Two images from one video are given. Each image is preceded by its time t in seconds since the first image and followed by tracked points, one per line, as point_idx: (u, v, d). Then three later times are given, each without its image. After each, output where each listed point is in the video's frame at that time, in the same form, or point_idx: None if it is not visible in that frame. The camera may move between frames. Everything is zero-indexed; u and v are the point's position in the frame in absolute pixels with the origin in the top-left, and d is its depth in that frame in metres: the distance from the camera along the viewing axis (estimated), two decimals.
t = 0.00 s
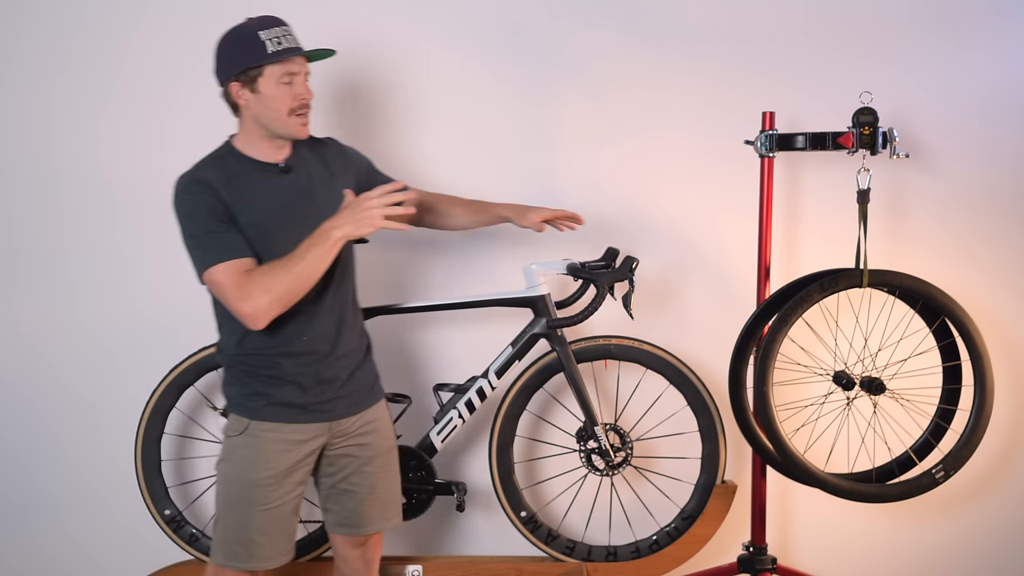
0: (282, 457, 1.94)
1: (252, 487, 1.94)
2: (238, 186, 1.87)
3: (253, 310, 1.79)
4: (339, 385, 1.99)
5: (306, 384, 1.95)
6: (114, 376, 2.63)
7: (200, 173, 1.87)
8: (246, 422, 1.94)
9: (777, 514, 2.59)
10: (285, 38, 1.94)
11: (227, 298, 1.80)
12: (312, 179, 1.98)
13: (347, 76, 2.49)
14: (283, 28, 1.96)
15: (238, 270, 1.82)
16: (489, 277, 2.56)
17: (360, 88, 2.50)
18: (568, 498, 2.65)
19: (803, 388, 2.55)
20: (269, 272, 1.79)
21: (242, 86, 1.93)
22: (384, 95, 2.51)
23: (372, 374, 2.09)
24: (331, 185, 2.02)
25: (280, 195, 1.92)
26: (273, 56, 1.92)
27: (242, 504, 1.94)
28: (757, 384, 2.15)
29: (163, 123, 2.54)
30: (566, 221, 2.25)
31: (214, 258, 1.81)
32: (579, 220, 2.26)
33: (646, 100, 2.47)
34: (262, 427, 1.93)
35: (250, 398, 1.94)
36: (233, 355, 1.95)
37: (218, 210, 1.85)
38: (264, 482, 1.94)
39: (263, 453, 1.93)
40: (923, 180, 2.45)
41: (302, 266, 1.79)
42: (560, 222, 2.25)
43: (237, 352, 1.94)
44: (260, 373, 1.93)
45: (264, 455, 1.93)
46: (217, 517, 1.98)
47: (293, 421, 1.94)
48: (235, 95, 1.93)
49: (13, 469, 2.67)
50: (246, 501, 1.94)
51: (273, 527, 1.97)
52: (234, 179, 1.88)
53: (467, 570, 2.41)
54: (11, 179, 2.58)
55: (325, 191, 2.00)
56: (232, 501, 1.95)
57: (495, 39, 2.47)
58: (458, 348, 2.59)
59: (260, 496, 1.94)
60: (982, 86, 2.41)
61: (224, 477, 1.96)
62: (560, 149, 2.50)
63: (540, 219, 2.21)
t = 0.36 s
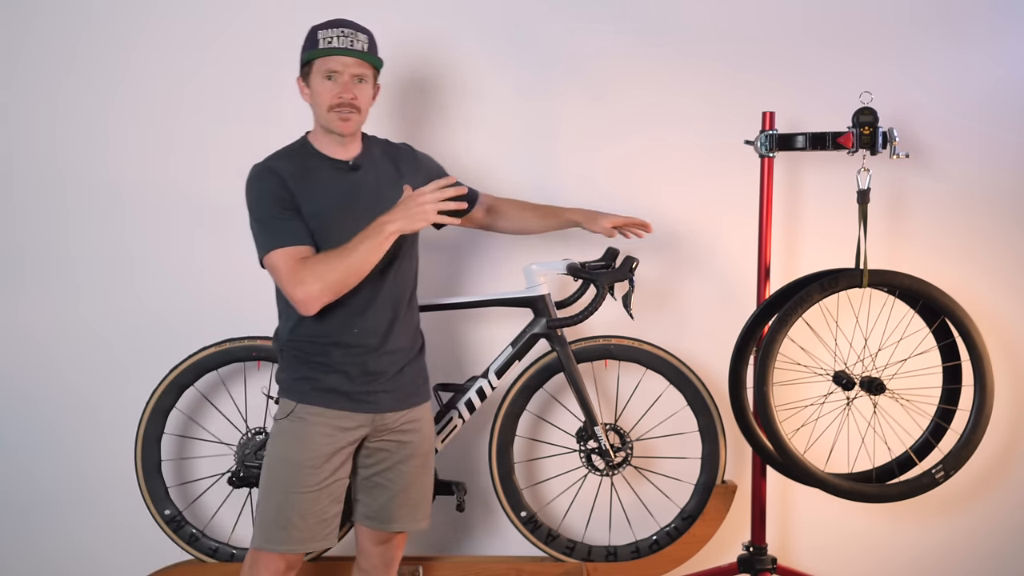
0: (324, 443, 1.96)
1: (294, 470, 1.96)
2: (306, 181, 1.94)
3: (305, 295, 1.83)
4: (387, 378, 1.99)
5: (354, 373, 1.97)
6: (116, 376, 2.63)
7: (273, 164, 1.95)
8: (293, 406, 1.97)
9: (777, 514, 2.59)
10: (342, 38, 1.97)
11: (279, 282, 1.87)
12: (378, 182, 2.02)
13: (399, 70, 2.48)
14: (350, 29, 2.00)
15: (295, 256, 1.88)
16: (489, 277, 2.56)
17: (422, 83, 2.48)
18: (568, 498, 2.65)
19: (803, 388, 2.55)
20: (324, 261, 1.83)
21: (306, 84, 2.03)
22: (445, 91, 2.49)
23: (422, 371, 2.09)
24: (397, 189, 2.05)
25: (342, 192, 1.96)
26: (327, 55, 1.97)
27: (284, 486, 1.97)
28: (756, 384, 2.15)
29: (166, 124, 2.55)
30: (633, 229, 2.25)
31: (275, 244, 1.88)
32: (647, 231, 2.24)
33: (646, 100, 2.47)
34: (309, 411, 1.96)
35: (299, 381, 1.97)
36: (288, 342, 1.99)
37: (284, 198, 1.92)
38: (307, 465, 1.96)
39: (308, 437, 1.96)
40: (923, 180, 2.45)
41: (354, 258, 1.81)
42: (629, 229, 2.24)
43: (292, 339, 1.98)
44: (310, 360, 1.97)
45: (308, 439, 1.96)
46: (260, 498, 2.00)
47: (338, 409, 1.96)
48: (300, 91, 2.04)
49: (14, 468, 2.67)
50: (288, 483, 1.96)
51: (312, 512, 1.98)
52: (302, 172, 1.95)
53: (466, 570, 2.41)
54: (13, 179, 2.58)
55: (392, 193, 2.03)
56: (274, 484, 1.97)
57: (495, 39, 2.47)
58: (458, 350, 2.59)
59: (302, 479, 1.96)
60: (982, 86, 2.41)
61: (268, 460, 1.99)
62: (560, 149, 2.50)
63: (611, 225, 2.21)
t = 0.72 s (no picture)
0: (339, 440, 1.96)
1: (308, 465, 1.97)
2: (335, 181, 1.95)
3: (325, 292, 1.83)
4: (405, 379, 1.99)
5: (373, 372, 1.96)
6: (115, 376, 2.63)
7: (305, 162, 1.96)
8: (311, 401, 1.98)
9: (777, 514, 2.59)
10: (385, 39, 2.00)
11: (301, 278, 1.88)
12: (407, 186, 2.02)
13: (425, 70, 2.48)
14: (393, 32, 2.03)
15: (319, 252, 1.88)
16: (490, 277, 2.56)
17: (457, 87, 2.48)
18: (568, 498, 2.65)
19: (804, 388, 2.55)
20: (347, 259, 1.83)
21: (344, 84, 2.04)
22: (478, 96, 2.49)
23: (442, 373, 2.09)
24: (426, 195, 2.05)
25: (369, 193, 1.96)
26: (369, 55, 1.99)
27: (298, 479, 1.97)
28: (756, 384, 2.15)
29: (166, 124, 2.55)
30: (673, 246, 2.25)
31: (300, 239, 1.88)
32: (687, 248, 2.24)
33: (645, 100, 2.47)
34: (326, 407, 1.96)
35: (318, 377, 1.98)
36: (310, 337, 2.00)
37: (313, 195, 1.93)
38: (322, 461, 1.97)
39: (325, 433, 1.96)
40: (923, 180, 2.45)
41: (376, 258, 1.81)
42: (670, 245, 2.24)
43: (315, 334, 1.99)
44: (329, 356, 1.98)
45: (324, 435, 1.96)
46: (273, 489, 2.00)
47: (355, 407, 1.96)
48: (339, 90, 2.06)
49: (14, 469, 2.67)
50: (301, 477, 1.96)
51: (324, 507, 1.98)
52: (333, 172, 1.95)
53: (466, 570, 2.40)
54: (14, 179, 2.58)
55: (420, 197, 2.03)
56: (288, 478, 1.97)
57: (495, 38, 2.47)
58: (457, 350, 2.59)
59: (316, 473, 1.96)
60: (982, 86, 2.41)
61: (284, 453, 2.00)
62: (560, 149, 2.50)
63: (654, 241, 2.21)
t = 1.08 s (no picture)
0: (347, 440, 1.96)
1: (314, 463, 1.96)
2: (346, 182, 1.94)
3: (334, 295, 1.83)
4: (414, 379, 1.99)
5: (381, 372, 1.96)
6: (115, 376, 2.63)
7: (316, 161, 1.96)
8: (319, 400, 1.98)
9: (777, 514, 2.59)
10: (395, 39, 2.00)
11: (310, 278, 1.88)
12: (419, 186, 2.02)
13: (433, 70, 2.47)
14: (404, 32, 2.02)
15: (330, 253, 1.88)
16: (490, 277, 2.56)
17: (468, 89, 2.48)
18: (568, 498, 2.65)
19: (804, 388, 2.55)
20: (357, 263, 1.83)
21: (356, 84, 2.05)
22: (488, 99, 2.48)
23: (451, 373, 2.09)
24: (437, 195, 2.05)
25: (380, 194, 1.96)
26: (379, 55, 1.99)
27: (304, 477, 1.97)
28: (756, 384, 2.15)
29: (165, 124, 2.55)
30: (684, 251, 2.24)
31: (310, 240, 1.89)
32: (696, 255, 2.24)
33: (644, 100, 2.47)
34: (334, 406, 1.96)
35: (327, 376, 1.98)
36: (320, 337, 2.00)
37: (324, 196, 1.93)
38: (328, 459, 1.97)
39: (332, 432, 1.96)
40: (923, 180, 2.45)
41: (387, 263, 1.81)
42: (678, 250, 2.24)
43: (324, 334, 1.99)
44: (337, 356, 1.97)
45: (332, 434, 1.96)
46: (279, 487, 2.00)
47: (364, 406, 1.96)
48: (350, 92, 2.06)
49: (15, 469, 2.67)
50: (308, 475, 1.96)
51: (330, 506, 1.98)
52: (344, 172, 1.95)
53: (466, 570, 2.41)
54: (13, 180, 2.58)
55: (432, 197, 2.03)
56: (295, 476, 1.97)
57: (495, 38, 2.47)
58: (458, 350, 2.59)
59: (323, 472, 1.96)
60: (982, 86, 2.41)
61: (291, 452, 1.99)
62: (560, 149, 2.50)
63: (665, 245, 2.20)
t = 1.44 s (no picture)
0: (348, 440, 1.96)
1: (316, 463, 1.97)
2: (347, 182, 1.95)
3: (335, 295, 1.83)
4: (415, 379, 1.99)
5: (382, 372, 1.96)
6: (115, 377, 2.63)
7: (316, 162, 1.96)
8: (321, 400, 1.98)
9: (777, 514, 2.59)
10: (391, 36, 1.99)
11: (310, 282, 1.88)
12: (420, 185, 2.02)
13: (431, 69, 2.47)
14: (400, 29, 2.02)
15: (330, 254, 1.88)
16: (490, 277, 2.56)
17: (466, 88, 2.48)
18: (568, 498, 2.65)
19: (804, 388, 2.55)
20: (357, 262, 1.83)
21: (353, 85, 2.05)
22: (485, 99, 2.49)
23: (452, 373, 2.09)
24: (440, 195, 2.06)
25: (381, 194, 1.96)
26: (376, 53, 1.99)
27: (306, 477, 1.97)
28: (756, 384, 2.15)
29: (165, 124, 2.55)
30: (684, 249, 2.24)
31: (310, 241, 1.89)
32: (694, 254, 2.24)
33: (644, 100, 2.47)
34: (336, 406, 1.96)
35: (328, 376, 1.98)
36: (321, 338, 2.00)
37: (324, 196, 1.93)
38: (330, 459, 1.97)
39: (334, 432, 1.96)
40: (923, 180, 2.45)
41: (385, 260, 1.81)
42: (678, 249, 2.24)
43: (325, 335, 1.99)
44: (339, 357, 1.97)
45: (334, 434, 1.96)
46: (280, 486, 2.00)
47: (364, 406, 1.96)
48: (349, 92, 2.06)
49: (15, 469, 2.67)
50: (309, 475, 1.96)
51: (331, 506, 1.98)
52: (345, 173, 1.95)
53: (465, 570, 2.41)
54: (14, 180, 2.58)
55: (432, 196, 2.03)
56: (296, 476, 1.97)
57: (495, 38, 2.47)
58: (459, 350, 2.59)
59: (324, 472, 1.96)
60: (982, 86, 2.41)
61: (292, 451, 1.99)
62: (560, 149, 2.50)
63: (664, 245, 2.21)
